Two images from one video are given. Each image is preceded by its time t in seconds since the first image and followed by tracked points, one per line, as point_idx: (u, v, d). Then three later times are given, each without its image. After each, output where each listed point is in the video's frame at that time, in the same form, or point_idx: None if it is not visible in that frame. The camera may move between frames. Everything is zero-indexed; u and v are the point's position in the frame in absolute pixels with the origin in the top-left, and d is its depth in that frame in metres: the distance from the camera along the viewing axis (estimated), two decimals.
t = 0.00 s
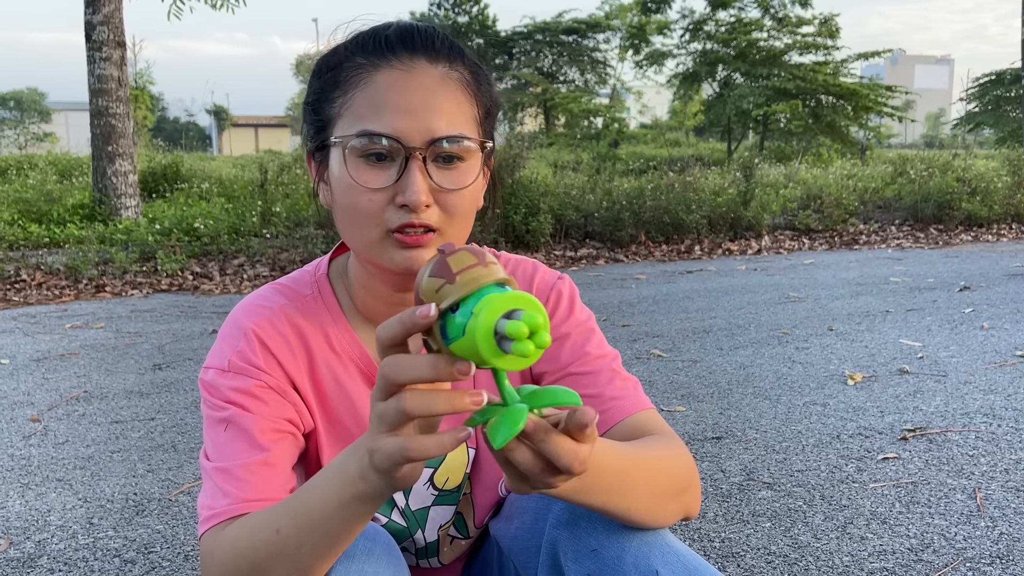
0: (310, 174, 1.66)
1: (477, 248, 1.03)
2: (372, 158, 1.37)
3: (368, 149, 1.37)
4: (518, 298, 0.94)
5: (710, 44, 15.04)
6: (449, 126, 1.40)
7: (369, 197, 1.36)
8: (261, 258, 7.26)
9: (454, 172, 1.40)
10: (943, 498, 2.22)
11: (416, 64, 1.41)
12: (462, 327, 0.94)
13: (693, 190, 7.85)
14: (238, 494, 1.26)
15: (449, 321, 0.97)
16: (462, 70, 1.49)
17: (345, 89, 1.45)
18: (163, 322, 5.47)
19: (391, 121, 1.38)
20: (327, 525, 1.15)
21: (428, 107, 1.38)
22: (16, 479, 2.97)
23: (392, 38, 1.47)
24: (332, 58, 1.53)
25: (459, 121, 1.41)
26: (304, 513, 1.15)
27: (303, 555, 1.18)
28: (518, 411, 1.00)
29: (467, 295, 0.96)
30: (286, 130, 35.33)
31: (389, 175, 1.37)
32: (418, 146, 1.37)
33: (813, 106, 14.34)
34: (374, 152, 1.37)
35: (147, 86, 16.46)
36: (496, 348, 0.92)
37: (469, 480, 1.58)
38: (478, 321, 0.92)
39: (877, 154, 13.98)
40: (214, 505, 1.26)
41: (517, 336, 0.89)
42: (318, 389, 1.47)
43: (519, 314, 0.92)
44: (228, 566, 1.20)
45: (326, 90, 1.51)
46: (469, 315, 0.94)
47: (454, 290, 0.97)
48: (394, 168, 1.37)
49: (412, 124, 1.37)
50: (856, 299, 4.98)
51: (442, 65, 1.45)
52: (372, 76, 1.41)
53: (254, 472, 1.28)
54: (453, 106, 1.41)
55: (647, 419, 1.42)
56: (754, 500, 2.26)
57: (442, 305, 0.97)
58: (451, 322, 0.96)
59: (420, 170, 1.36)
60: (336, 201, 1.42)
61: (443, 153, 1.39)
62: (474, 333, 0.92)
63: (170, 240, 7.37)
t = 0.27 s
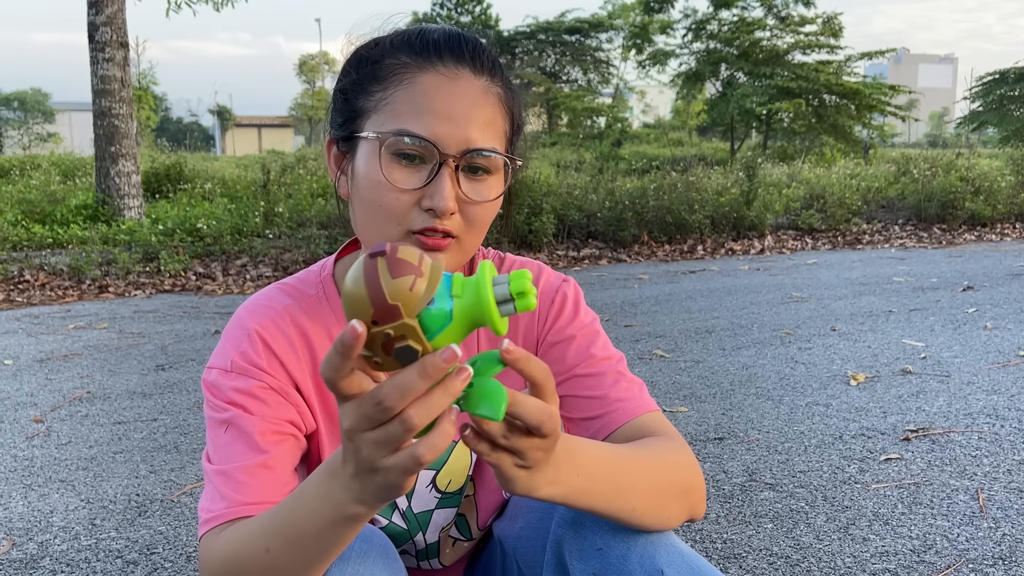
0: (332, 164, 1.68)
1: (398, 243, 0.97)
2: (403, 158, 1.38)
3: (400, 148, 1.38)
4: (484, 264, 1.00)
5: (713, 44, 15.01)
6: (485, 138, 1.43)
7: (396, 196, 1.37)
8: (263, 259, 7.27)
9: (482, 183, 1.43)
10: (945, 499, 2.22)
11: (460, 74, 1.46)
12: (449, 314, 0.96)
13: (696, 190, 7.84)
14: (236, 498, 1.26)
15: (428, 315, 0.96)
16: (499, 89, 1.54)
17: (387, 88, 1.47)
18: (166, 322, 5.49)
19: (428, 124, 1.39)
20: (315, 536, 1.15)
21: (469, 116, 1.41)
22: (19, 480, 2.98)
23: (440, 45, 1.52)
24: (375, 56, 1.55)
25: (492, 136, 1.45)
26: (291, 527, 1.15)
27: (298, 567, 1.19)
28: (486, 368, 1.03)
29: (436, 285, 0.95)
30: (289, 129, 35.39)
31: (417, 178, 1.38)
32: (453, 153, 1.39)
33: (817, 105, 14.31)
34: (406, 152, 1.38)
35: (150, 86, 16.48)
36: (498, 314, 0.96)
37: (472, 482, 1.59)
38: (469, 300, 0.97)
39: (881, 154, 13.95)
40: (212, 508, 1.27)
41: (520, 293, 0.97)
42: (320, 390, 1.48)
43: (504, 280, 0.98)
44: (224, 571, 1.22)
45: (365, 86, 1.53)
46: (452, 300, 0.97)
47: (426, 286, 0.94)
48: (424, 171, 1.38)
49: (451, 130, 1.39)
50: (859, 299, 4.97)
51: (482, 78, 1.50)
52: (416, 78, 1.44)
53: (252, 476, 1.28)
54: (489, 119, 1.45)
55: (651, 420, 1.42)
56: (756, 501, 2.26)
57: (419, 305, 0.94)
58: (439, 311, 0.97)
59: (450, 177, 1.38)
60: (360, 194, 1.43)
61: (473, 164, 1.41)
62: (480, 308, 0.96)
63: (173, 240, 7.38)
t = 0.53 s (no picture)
0: (340, 161, 1.68)
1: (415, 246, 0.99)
2: (407, 158, 1.39)
3: (404, 148, 1.39)
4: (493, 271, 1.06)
5: (715, 44, 15.00)
6: (489, 140, 1.43)
7: (398, 195, 1.37)
8: (265, 259, 7.27)
9: (485, 186, 1.43)
10: (948, 500, 2.22)
11: (468, 75, 1.46)
12: (466, 315, 0.99)
13: (698, 191, 7.84)
14: (240, 499, 1.27)
15: (444, 316, 0.98)
16: (508, 91, 1.55)
17: (395, 86, 1.48)
18: (168, 323, 5.49)
19: (433, 124, 1.40)
20: (314, 539, 1.15)
21: (473, 117, 1.41)
22: (21, 481, 2.98)
23: (450, 45, 1.53)
24: (384, 54, 1.56)
25: (498, 138, 1.45)
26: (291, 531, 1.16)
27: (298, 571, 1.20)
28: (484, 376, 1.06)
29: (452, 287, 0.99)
30: (291, 130, 35.42)
31: (420, 179, 1.38)
32: (456, 155, 1.39)
33: (818, 106, 14.30)
34: (410, 152, 1.39)
35: (152, 87, 16.50)
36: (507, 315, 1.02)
37: (475, 483, 1.59)
38: (485, 304, 1.01)
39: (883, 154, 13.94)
40: (215, 509, 1.27)
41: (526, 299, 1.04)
42: (324, 391, 1.48)
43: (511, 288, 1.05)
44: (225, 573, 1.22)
45: (374, 84, 1.54)
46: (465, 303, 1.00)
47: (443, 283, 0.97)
48: (427, 172, 1.38)
49: (455, 131, 1.40)
50: (861, 300, 4.96)
51: (490, 80, 1.50)
52: (423, 78, 1.45)
53: (255, 477, 1.28)
54: (495, 121, 1.45)
55: (654, 422, 1.42)
56: (758, 503, 2.26)
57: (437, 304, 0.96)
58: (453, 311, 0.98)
59: (452, 178, 1.38)
60: (363, 192, 1.43)
61: (477, 166, 1.42)
62: (495, 312, 1.01)
63: (175, 241, 7.39)
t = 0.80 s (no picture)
0: (341, 163, 1.68)
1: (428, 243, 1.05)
2: (408, 158, 1.39)
3: (405, 149, 1.39)
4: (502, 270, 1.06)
5: (716, 47, 15.00)
6: (490, 141, 1.43)
7: (398, 196, 1.37)
8: (266, 261, 7.27)
9: (486, 188, 1.43)
10: (950, 503, 2.22)
11: (469, 77, 1.46)
12: (465, 304, 1.00)
13: (699, 193, 7.85)
14: (239, 504, 1.26)
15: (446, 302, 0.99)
16: (509, 93, 1.54)
17: (396, 88, 1.48)
18: (168, 325, 5.49)
19: (434, 126, 1.40)
20: (306, 541, 1.16)
21: (474, 118, 1.41)
22: (21, 483, 2.98)
23: (451, 47, 1.53)
24: (385, 56, 1.57)
25: (499, 139, 1.45)
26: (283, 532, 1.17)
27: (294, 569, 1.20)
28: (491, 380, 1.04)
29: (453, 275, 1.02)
30: (292, 132, 35.44)
31: (421, 180, 1.38)
32: (456, 156, 1.39)
33: (819, 108, 14.30)
34: (411, 152, 1.39)
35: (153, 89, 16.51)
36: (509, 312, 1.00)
37: (476, 485, 1.59)
38: (487, 298, 1.00)
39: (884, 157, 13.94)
40: (215, 514, 1.27)
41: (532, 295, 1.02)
42: (324, 392, 1.48)
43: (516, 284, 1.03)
44: None
45: (375, 86, 1.54)
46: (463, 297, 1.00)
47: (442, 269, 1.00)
48: (428, 173, 1.38)
49: (455, 132, 1.39)
50: (862, 302, 4.96)
51: (491, 81, 1.50)
52: (424, 79, 1.45)
53: (255, 480, 1.28)
54: (496, 122, 1.45)
55: (656, 425, 1.42)
56: (759, 506, 2.25)
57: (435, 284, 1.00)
58: (452, 299, 1.00)
59: (453, 179, 1.38)
60: (363, 194, 1.43)
61: (479, 167, 1.42)
62: (495, 307, 1.00)
63: (175, 242, 7.39)
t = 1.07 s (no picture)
0: (339, 166, 1.68)
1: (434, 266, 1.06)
2: (407, 161, 1.38)
3: (403, 152, 1.39)
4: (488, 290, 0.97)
5: (717, 52, 15.02)
6: (489, 144, 1.42)
7: (397, 199, 1.37)
8: (266, 265, 7.27)
9: (485, 190, 1.42)
10: (950, 510, 2.20)
11: (468, 79, 1.46)
12: (435, 325, 0.95)
13: (700, 199, 7.85)
14: (233, 509, 1.25)
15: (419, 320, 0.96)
16: (507, 95, 1.54)
17: (394, 91, 1.48)
18: (168, 329, 5.48)
19: (432, 128, 1.40)
20: (288, 523, 1.16)
21: (472, 120, 1.41)
22: (19, 487, 2.97)
23: (449, 50, 1.53)
24: (384, 59, 1.56)
25: (498, 142, 1.45)
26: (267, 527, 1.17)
27: (279, 556, 1.18)
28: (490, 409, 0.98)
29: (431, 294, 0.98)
30: (293, 136, 35.50)
31: (419, 182, 1.37)
32: (455, 159, 1.39)
33: (820, 114, 14.31)
34: (409, 155, 1.39)
35: (154, 92, 16.54)
36: (479, 333, 0.92)
37: (474, 490, 1.59)
38: (453, 319, 0.93)
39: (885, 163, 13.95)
40: (209, 520, 1.26)
41: (503, 312, 0.90)
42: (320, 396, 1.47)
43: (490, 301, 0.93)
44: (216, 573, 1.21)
45: (373, 89, 1.54)
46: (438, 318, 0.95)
47: (420, 290, 0.99)
48: (427, 175, 1.38)
49: (454, 135, 1.39)
50: (863, 308, 4.95)
51: (490, 84, 1.49)
52: (423, 82, 1.45)
53: (251, 486, 1.27)
54: (495, 125, 1.44)
55: (656, 430, 1.41)
56: (759, 511, 2.24)
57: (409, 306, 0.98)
58: (423, 322, 0.96)
59: (452, 181, 1.38)
60: (361, 196, 1.43)
61: (477, 169, 1.41)
62: (460, 329, 0.92)
63: (176, 246, 7.39)
